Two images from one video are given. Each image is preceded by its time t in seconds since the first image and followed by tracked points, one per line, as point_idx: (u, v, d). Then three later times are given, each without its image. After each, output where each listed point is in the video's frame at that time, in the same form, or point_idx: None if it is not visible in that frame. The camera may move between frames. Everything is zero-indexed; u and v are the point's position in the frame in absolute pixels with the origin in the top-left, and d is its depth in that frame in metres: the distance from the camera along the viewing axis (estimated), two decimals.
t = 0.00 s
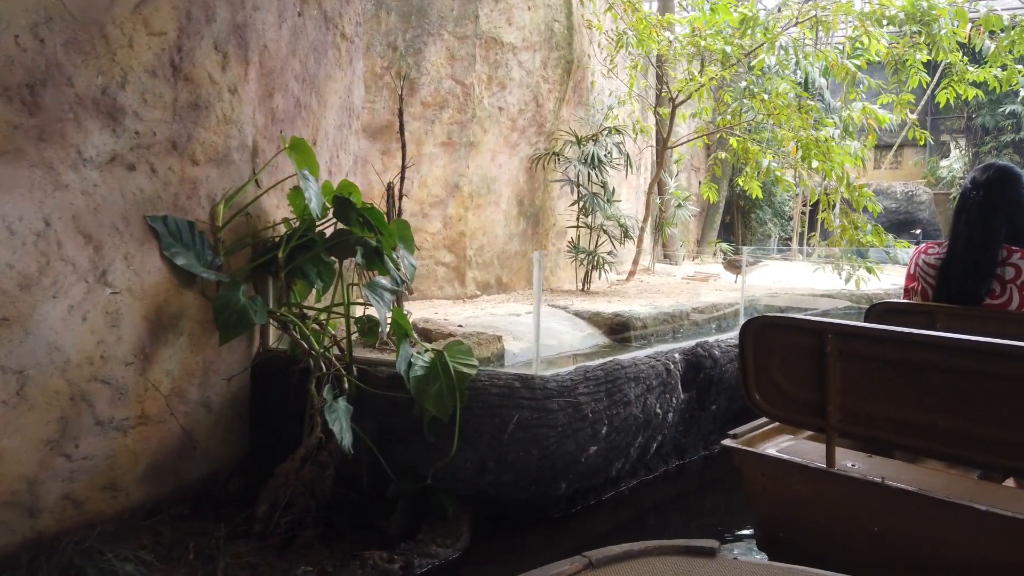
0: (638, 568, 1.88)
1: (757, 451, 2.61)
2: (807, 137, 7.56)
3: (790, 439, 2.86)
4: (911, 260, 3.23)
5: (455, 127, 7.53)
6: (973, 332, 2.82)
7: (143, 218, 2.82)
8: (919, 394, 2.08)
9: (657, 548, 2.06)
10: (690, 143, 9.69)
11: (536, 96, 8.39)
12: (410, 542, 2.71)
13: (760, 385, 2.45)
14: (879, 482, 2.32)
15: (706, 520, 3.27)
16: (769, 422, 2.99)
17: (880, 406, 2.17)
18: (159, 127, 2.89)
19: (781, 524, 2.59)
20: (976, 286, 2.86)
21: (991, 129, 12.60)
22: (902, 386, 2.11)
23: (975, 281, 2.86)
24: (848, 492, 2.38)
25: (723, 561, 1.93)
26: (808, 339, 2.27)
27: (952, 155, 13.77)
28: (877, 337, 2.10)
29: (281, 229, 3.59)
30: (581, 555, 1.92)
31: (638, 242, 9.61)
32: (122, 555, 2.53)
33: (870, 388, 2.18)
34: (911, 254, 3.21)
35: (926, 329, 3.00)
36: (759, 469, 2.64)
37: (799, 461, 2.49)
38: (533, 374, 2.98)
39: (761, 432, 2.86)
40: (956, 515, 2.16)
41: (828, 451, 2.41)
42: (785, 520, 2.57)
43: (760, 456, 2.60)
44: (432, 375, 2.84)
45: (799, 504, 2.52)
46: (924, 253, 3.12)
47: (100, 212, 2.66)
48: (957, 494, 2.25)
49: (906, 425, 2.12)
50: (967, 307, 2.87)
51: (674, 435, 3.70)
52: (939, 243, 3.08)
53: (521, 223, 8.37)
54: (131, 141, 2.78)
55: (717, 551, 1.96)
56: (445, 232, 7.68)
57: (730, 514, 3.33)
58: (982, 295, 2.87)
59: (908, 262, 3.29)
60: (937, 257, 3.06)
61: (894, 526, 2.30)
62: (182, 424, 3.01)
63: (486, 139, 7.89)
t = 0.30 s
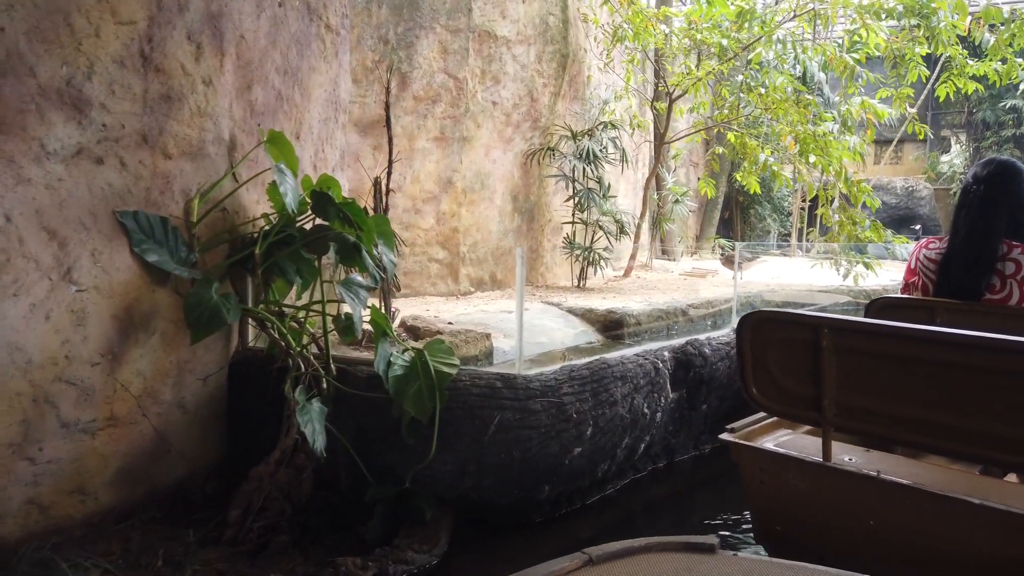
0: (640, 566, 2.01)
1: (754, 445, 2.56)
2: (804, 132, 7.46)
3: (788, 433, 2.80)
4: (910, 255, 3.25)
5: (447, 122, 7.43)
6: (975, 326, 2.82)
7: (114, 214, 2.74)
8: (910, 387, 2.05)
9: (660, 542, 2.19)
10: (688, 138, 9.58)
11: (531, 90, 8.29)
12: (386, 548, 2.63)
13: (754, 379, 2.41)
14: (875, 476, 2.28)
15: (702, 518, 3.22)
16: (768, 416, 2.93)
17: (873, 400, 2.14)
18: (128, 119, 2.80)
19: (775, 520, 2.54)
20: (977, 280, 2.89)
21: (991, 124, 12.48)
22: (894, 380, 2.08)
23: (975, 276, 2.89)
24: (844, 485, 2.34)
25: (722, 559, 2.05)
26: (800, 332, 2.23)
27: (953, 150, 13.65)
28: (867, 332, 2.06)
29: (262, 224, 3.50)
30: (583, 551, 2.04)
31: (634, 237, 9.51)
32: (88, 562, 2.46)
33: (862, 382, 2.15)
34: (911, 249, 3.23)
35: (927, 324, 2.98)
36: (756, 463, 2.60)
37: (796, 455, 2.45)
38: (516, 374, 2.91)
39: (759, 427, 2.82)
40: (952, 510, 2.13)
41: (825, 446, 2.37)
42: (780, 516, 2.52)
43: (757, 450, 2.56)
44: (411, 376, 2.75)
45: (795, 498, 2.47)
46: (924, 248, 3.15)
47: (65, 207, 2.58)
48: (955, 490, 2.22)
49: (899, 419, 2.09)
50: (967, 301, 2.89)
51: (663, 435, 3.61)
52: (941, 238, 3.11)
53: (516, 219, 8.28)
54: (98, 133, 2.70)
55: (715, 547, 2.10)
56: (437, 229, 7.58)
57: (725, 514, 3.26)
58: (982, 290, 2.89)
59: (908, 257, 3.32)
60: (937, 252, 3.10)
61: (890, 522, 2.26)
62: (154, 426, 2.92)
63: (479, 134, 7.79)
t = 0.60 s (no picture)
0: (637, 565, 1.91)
1: (751, 442, 2.58)
2: (801, 129, 7.36)
3: (787, 430, 2.78)
4: (912, 253, 3.29)
5: (441, 118, 7.33)
6: (975, 324, 2.85)
7: (81, 211, 2.66)
8: (906, 384, 2.05)
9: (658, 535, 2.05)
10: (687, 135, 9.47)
11: (526, 86, 8.19)
12: (361, 557, 2.56)
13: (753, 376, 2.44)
14: (870, 472, 2.27)
15: (699, 513, 3.23)
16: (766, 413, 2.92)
17: (870, 397, 2.15)
18: (97, 114, 2.72)
19: (773, 515, 2.57)
20: (976, 278, 2.90)
21: (993, 121, 12.35)
22: (890, 377, 2.08)
23: (975, 273, 2.91)
24: (840, 481, 2.35)
25: (723, 557, 1.95)
26: (798, 330, 2.26)
27: (954, 147, 13.53)
28: (862, 329, 2.07)
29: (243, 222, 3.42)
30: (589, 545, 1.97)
31: (632, 235, 9.41)
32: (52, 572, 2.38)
33: (859, 379, 2.16)
34: (912, 248, 3.28)
35: (926, 322, 3.00)
36: (755, 460, 2.61)
37: (792, 451, 2.46)
38: (498, 376, 2.83)
39: (757, 423, 2.80)
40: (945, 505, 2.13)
41: (821, 442, 2.37)
42: (778, 511, 2.55)
43: (755, 447, 2.57)
44: (389, 378, 2.67)
45: (792, 494, 2.49)
46: (926, 246, 3.19)
47: (30, 205, 2.50)
48: (950, 484, 2.20)
49: (896, 415, 2.09)
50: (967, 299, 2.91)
51: (652, 437, 3.54)
52: (942, 237, 3.14)
53: (512, 216, 8.19)
54: (65, 128, 2.61)
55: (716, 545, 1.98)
56: (431, 226, 7.48)
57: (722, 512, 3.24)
58: (982, 287, 2.91)
59: (910, 255, 3.36)
60: (938, 250, 3.13)
61: (886, 517, 2.26)
62: (125, 430, 2.84)
63: (474, 130, 7.69)
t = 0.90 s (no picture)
0: (635, 564, 1.89)
1: (750, 440, 2.65)
2: (800, 127, 7.25)
3: (785, 429, 2.85)
4: (914, 253, 3.34)
5: (436, 117, 7.23)
6: (974, 324, 2.90)
7: (50, 212, 2.58)
8: (907, 384, 2.18)
9: (660, 537, 2.05)
10: (686, 134, 9.37)
11: (522, 84, 8.09)
12: (334, 567, 2.44)
13: (755, 375, 2.57)
14: (866, 470, 2.33)
15: (702, 511, 3.26)
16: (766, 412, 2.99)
17: (870, 397, 2.27)
18: (65, 111, 2.64)
19: (770, 511, 2.65)
20: (977, 277, 2.94)
21: (996, 120, 12.21)
22: (891, 377, 2.21)
23: (975, 273, 2.95)
24: (836, 479, 2.41)
25: (723, 554, 1.92)
26: (797, 330, 2.39)
27: (957, 146, 13.39)
28: (862, 329, 2.20)
29: (224, 223, 3.34)
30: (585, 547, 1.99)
31: (630, 235, 9.29)
32: None
33: (859, 379, 2.28)
34: (914, 249, 3.34)
35: (927, 321, 3.06)
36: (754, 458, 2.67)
37: (788, 450, 2.53)
38: (481, 381, 2.75)
39: (757, 422, 2.87)
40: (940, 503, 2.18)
41: (818, 441, 2.45)
42: (776, 507, 2.63)
43: (753, 444, 2.63)
44: (368, 383, 2.58)
45: (790, 491, 2.56)
46: (928, 246, 3.24)
47: None
48: (945, 482, 2.26)
49: (893, 414, 2.22)
50: (968, 298, 2.95)
51: (641, 442, 3.45)
52: (943, 237, 3.21)
53: (508, 216, 8.09)
54: (30, 126, 2.53)
55: (716, 543, 1.96)
56: (426, 226, 7.38)
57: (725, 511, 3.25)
58: (983, 287, 2.95)
59: (913, 256, 3.42)
60: (940, 251, 3.19)
61: (882, 514, 2.33)
62: (96, 435, 2.77)
63: (469, 129, 7.59)
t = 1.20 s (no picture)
0: (635, 564, 1.97)
1: (751, 440, 2.75)
2: (798, 127, 7.17)
3: (785, 429, 2.97)
4: (917, 253, 3.37)
5: (430, 116, 7.14)
6: (975, 325, 2.94)
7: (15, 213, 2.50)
8: (906, 384, 2.28)
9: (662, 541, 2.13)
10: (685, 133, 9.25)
11: (518, 83, 7.98)
12: None
13: (755, 375, 2.69)
14: (863, 468, 2.44)
15: (709, 511, 3.27)
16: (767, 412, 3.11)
17: (869, 396, 2.38)
18: (31, 108, 2.57)
19: (770, 509, 2.75)
20: (979, 278, 2.97)
21: (999, 119, 12.07)
22: (890, 377, 2.31)
23: (977, 274, 2.98)
24: (832, 478, 2.52)
25: (724, 554, 2.00)
26: (796, 330, 2.51)
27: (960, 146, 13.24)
28: (861, 330, 2.30)
29: (202, 222, 3.26)
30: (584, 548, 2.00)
31: (629, 236, 9.19)
32: None
33: (858, 378, 2.39)
34: (918, 248, 3.37)
35: (930, 321, 3.11)
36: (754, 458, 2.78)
37: (787, 450, 2.65)
38: (461, 385, 2.65)
39: (758, 422, 3.00)
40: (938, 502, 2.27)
41: (816, 440, 2.57)
42: (775, 505, 2.73)
43: (753, 444, 2.74)
44: (347, 388, 2.51)
45: (787, 490, 2.67)
46: (931, 247, 3.28)
47: None
48: (938, 479, 2.39)
49: (891, 414, 2.33)
50: (970, 299, 2.98)
51: (630, 448, 3.37)
52: (946, 237, 3.24)
53: (503, 216, 7.98)
54: None
55: (715, 543, 2.04)
56: (420, 226, 7.28)
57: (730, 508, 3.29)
58: (985, 287, 2.98)
59: (916, 257, 3.46)
60: (942, 251, 3.22)
61: (877, 512, 2.43)
62: (66, 441, 2.69)
63: (464, 128, 7.49)
